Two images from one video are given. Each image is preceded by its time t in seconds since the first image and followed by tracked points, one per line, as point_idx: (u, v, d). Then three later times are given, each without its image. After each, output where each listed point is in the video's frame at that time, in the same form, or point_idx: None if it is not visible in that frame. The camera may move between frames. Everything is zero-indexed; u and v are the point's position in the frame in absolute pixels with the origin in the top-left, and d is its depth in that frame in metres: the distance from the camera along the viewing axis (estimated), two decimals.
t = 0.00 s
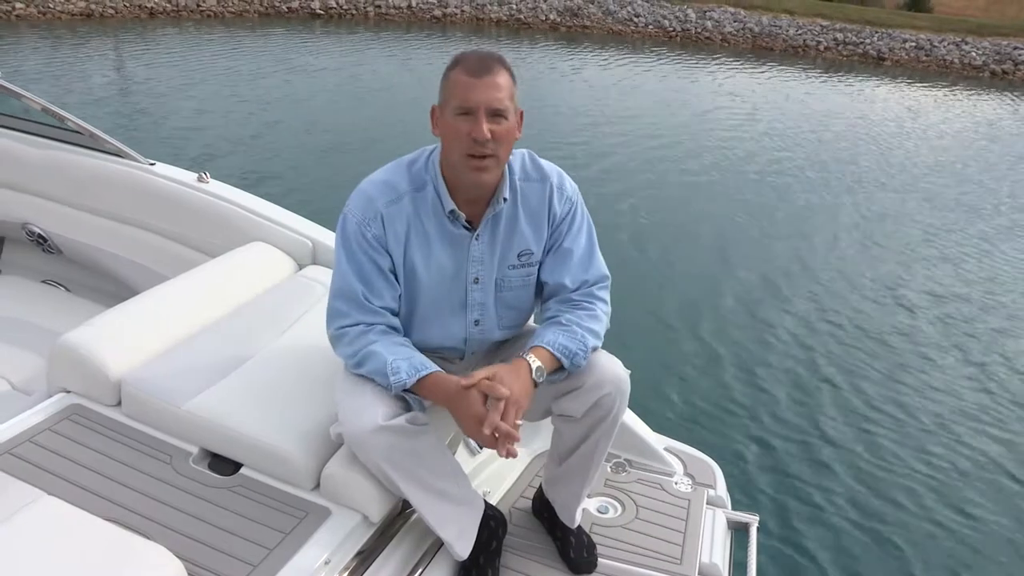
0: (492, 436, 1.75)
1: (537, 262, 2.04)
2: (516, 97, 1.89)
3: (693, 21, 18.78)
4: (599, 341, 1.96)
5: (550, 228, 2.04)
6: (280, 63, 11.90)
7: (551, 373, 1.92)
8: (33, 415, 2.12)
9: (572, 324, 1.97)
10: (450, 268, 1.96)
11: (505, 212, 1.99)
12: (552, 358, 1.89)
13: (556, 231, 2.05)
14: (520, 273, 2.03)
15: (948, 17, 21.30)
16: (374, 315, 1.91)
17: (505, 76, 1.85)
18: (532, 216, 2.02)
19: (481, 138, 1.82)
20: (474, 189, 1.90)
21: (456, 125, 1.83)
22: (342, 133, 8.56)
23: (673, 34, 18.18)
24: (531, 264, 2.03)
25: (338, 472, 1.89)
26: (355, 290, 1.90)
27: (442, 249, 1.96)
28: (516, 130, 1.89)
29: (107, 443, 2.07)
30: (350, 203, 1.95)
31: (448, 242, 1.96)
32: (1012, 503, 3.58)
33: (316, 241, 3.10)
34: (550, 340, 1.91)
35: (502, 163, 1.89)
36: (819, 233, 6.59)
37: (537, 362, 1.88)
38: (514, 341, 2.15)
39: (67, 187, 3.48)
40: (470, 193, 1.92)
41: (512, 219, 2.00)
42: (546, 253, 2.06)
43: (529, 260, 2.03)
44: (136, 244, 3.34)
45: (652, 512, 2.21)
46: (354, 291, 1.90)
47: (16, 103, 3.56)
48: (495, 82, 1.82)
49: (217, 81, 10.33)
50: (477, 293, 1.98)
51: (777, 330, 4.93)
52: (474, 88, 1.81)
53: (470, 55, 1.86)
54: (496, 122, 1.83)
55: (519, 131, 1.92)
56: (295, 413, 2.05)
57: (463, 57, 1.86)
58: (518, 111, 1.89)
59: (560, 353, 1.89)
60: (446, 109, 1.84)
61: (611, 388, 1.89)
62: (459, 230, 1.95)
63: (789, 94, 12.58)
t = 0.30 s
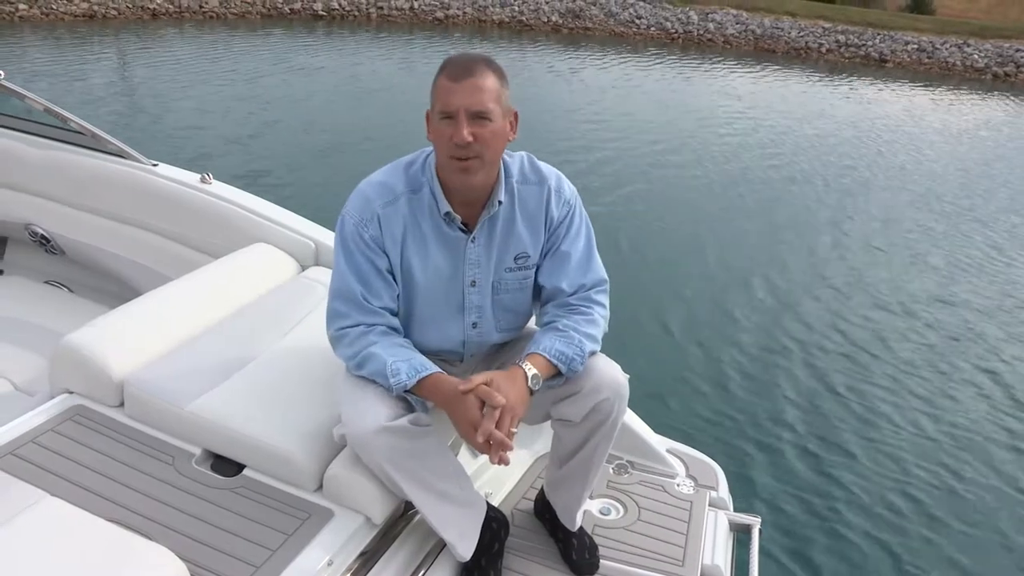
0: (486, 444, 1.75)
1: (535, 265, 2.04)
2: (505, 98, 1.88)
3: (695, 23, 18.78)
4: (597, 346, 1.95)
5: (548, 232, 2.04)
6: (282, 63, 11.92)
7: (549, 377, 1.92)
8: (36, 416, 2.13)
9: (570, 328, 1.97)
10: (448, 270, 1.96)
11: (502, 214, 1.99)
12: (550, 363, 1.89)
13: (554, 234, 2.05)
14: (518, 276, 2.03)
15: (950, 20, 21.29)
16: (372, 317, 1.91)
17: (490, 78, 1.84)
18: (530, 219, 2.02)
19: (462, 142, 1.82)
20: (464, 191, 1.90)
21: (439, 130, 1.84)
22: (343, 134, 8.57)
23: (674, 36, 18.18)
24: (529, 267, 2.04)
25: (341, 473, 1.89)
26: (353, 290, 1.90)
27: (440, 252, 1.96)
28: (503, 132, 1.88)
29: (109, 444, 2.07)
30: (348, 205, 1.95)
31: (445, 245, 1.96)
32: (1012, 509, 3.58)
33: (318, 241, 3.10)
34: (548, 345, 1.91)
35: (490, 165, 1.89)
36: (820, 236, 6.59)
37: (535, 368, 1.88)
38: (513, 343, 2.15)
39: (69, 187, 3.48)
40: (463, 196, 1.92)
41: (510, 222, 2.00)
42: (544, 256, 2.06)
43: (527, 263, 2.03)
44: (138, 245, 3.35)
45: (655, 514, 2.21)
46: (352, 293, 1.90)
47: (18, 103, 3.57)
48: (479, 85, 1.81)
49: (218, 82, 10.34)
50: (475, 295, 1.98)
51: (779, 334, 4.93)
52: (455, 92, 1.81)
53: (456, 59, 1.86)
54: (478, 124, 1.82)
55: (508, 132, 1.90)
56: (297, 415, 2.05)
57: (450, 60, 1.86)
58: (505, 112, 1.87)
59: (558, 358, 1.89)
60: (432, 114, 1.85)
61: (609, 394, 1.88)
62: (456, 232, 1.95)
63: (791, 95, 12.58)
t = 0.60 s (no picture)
0: (487, 442, 1.74)
1: (535, 265, 2.04)
2: (504, 99, 1.88)
3: (696, 24, 18.77)
4: (599, 346, 1.95)
5: (548, 232, 2.04)
6: (283, 63, 11.92)
7: (550, 378, 1.92)
8: (37, 416, 2.13)
9: (571, 329, 1.96)
10: (449, 271, 1.96)
11: (503, 214, 1.99)
12: (552, 363, 1.89)
13: (555, 234, 2.05)
14: (519, 276, 2.04)
15: (951, 20, 21.28)
16: (373, 317, 1.91)
17: (489, 80, 1.84)
18: (530, 219, 2.02)
19: (462, 145, 1.83)
20: (464, 192, 1.91)
21: (438, 132, 1.84)
22: (343, 134, 8.56)
23: (675, 36, 18.18)
24: (529, 268, 2.04)
25: (342, 473, 1.89)
26: (354, 291, 1.90)
27: (441, 252, 1.96)
28: (502, 132, 1.88)
29: (111, 444, 2.07)
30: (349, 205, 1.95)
31: (445, 245, 1.96)
32: (1012, 514, 3.59)
33: (320, 241, 3.10)
34: (550, 345, 1.91)
35: (490, 166, 1.89)
36: (821, 237, 6.59)
37: (536, 368, 1.88)
38: (514, 343, 2.15)
39: (70, 187, 3.48)
40: (464, 197, 1.93)
41: (511, 222, 2.00)
42: (545, 257, 2.06)
43: (527, 263, 2.03)
44: (139, 245, 3.35)
45: (655, 514, 2.21)
46: (353, 293, 1.90)
47: (19, 103, 3.57)
48: (477, 87, 1.81)
49: (219, 82, 10.34)
50: (475, 295, 1.98)
51: (779, 336, 4.93)
52: (453, 95, 1.81)
53: (454, 60, 1.86)
54: (477, 127, 1.82)
55: (507, 133, 1.90)
56: (298, 415, 2.05)
57: (448, 62, 1.86)
58: (504, 113, 1.87)
59: (559, 358, 1.89)
60: (431, 116, 1.85)
61: (610, 393, 1.89)
62: (456, 233, 1.96)
63: (792, 96, 12.58)
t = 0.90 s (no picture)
0: (488, 442, 1.75)
1: (536, 264, 2.05)
2: (507, 98, 1.88)
3: (696, 24, 18.77)
4: (599, 346, 1.95)
5: (549, 232, 2.04)
6: (282, 63, 11.92)
7: (550, 377, 1.93)
8: (38, 416, 2.13)
9: (572, 328, 1.97)
10: (449, 271, 1.97)
11: (503, 214, 1.99)
12: (552, 362, 1.90)
13: (555, 234, 2.05)
14: (519, 276, 2.04)
15: (951, 20, 21.28)
16: (374, 317, 1.91)
17: (492, 79, 1.84)
18: (531, 219, 2.02)
19: (466, 142, 1.83)
20: (466, 191, 1.91)
21: (442, 131, 1.84)
22: (343, 134, 8.56)
23: (675, 36, 18.18)
24: (530, 267, 2.04)
25: (343, 473, 1.89)
26: (355, 291, 1.90)
27: (442, 252, 1.96)
28: (505, 131, 1.88)
29: (112, 444, 2.07)
30: (350, 205, 1.95)
31: (447, 245, 1.97)
32: (1013, 516, 3.59)
33: (320, 242, 3.10)
34: (549, 344, 1.92)
35: (492, 166, 1.89)
36: (822, 238, 6.59)
37: (536, 368, 1.88)
38: (514, 344, 2.15)
39: (69, 187, 3.48)
40: (466, 196, 1.93)
41: (511, 221, 2.00)
42: (546, 256, 2.06)
43: (528, 263, 2.03)
44: (140, 245, 3.35)
45: (656, 514, 2.21)
46: (354, 293, 1.90)
47: (19, 104, 3.57)
48: (481, 86, 1.82)
49: (219, 82, 10.35)
50: (476, 295, 1.98)
51: (779, 337, 4.93)
52: (457, 92, 1.81)
53: (458, 59, 1.86)
54: (481, 124, 1.83)
55: (510, 132, 1.91)
56: (298, 415, 2.05)
57: (451, 61, 1.86)
58: (507, 112, 1.88)
59: (559, 358, 1.90)
60: (434, 114, 1.85)
61: (610, 393, 1.89)
62: (457, 233, 1.96)
63: (792, 95, 12.58)
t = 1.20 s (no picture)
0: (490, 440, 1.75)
1: (537, 264, 2.04)
2: (507, 98, 1.88)
3: (696, 24, 18.76)
4: (599, 346, 1.95)
5: (550, 231, 2.04)
6: (283, 64, 11.92)
7: (551, 377, 1.92)
8: (38, 417, 2.13)
9: (573, 328, 1.96)
10: (450, 271, 1.97)
11: (504, 214, 1.99)
12: (552, 362, 1.90)
13: (556, 234, 2.05)
14: (521, 276, 2.04)
15: (951, 20, 21.29)
16: (374, 317, 1.91)
17: (493, 78, 1.84)
18: (532, 219, 2.02)
19: (467, 141, 1.83)
20: (467, 191, 1.91)
21: (443, 129, 1.84)
22: (343, 135, 8.56)
23: (675, 36, 18.17)
24: (531, 267, 2.04)
25: (343, 474, 1.89)
26: (356, 291, 1.90)
27: (442, 252, 1.96)
28: (506, 130, 1.88)
29: (112, 445, 2.07)
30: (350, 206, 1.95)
31: (448, 244, 1.96)
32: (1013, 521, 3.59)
33: (320, 243, 3.10)
34: (550, 344, 1.92)
35: (493, 165, 1.89)
36: (823, 239, 6.58)
37: (537, 367, 1.88)
38: (514, 344, 2.15)
39: (70, 188, 3.48)
40: (466, 196, 1.93)
41: (513, 220, 2.00)
42: (547, 255, 2.06)
43: (529, 263, 2.03)
44: (140, 247, 3.35)
45: (656, 514, 2.21)
46: (354, 294, 1.90)
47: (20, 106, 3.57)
48: (481, 85, 1.82)
49: (220, 82, 10.35)
50: (477, 295, 1.98)
51: (780, 339, 4.93)
52: (458, 91, 1.81)
53: (459, 58, 1.86)
54: (482, 123, 1.83)
55: (511, 131, 1.91)
56: (298, 415, 2.05)
57: (453, 61, 1.86)
58: (508, 111, 1.88)
59: (560, 358, 1.90)
60: (436, 113, 1.86)
61: (610, 393, 1.89)
62: (458, 232, 1.96)
63: (792, 95, 12.58)
